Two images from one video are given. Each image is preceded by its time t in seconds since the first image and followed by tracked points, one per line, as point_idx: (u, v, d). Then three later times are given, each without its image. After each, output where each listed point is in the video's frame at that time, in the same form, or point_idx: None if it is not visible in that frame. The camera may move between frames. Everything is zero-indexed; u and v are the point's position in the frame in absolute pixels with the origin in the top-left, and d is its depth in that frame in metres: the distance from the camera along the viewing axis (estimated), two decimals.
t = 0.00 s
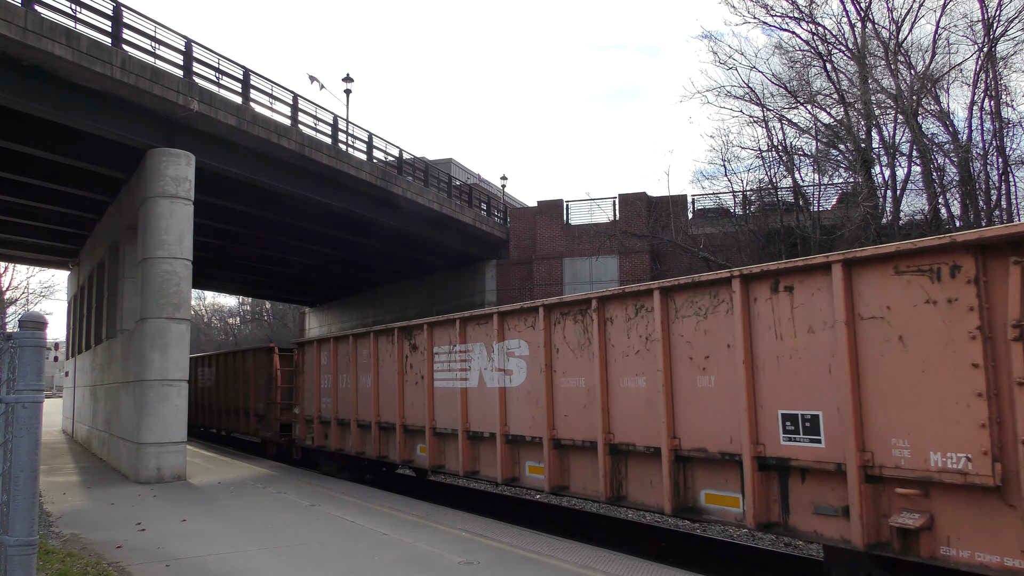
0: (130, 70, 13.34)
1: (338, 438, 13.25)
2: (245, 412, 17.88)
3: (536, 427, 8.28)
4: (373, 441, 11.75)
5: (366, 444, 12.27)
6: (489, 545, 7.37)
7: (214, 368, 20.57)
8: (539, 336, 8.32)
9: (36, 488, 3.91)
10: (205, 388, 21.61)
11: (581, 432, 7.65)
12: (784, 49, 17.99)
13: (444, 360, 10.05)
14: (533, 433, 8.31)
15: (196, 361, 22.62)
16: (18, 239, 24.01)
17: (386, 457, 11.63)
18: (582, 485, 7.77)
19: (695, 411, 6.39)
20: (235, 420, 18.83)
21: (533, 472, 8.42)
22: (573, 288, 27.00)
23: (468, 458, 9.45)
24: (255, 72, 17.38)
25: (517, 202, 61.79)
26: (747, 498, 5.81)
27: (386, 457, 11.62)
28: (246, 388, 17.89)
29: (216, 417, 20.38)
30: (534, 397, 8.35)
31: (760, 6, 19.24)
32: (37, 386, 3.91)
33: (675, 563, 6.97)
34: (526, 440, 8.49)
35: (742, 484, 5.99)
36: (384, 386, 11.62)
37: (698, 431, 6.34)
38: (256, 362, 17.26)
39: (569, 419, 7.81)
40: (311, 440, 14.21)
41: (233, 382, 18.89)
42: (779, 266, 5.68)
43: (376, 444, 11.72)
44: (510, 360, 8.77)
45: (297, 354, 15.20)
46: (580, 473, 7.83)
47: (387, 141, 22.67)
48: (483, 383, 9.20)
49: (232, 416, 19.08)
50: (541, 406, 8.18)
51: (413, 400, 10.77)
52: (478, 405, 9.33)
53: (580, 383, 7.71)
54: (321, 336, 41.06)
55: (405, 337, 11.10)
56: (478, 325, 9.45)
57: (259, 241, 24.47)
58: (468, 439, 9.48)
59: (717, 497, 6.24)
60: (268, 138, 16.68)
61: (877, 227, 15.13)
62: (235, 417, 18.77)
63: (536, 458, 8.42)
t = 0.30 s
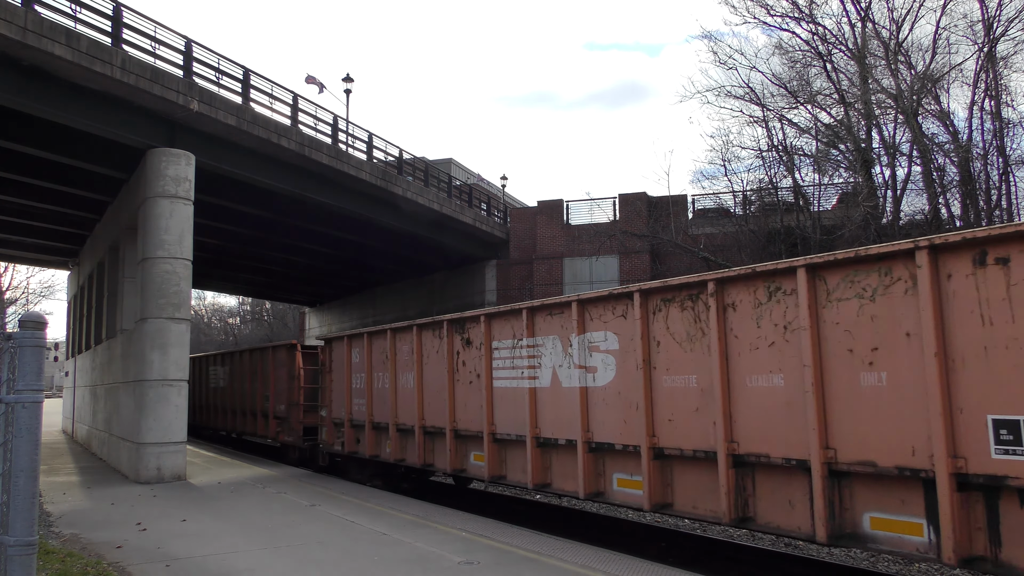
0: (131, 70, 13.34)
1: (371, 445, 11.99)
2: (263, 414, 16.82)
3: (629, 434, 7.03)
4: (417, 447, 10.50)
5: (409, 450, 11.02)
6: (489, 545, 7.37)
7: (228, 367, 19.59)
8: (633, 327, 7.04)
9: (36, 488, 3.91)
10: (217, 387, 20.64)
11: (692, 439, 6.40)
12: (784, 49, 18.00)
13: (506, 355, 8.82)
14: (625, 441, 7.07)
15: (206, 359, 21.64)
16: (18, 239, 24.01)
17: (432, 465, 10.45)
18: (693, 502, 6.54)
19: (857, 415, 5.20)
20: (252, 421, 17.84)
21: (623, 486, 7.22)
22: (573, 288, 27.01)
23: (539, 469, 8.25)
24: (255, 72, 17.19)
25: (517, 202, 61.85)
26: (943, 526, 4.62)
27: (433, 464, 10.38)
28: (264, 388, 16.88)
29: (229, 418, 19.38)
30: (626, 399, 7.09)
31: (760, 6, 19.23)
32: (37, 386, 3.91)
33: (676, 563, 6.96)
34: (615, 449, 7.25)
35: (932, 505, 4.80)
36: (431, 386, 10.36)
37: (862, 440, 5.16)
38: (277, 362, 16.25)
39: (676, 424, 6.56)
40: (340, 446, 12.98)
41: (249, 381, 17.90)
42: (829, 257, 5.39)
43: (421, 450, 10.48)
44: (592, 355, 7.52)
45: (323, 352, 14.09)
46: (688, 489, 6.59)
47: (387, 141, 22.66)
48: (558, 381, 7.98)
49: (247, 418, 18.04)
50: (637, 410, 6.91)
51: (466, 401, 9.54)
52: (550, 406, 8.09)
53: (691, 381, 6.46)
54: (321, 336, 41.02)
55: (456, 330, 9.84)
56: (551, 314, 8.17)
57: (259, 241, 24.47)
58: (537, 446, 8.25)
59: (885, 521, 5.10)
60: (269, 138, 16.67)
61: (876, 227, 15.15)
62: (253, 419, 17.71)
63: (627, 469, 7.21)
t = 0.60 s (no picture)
0: (131, 70, 13.33)
1: (415, 453, 10.70)
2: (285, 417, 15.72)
3: (760, 445, 5.76)
4: (473, 456, 9.26)
5: (462, 458, 9.80)
6: (489, 545, 7.37)
7: (243, 366, 18.54)
8: (765, 315, 5.80)
9: (36, 488, 3.90)
10: (231, 388, 19.59)
11: (850, 450, 5.18)
12: (784, 49, 18.00)
13: (588, 350, 7.54)
14: (757, 451, 5.78)
15: (220, 357, 20.60)
16: (18, 239, 24.00)
17: (490, 475, 9.24)
18: (850, 526, 5.31)
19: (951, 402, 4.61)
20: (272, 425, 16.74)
21: (749, 505, 5.98)
22: (573, 288, 27.01)
23: (632, 484, 6.98)
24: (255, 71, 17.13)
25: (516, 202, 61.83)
26: None
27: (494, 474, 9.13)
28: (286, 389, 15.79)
29: (246, 421, 18.30)
30: (755, 400, 5.82)
31: (760, 6, 19.20)
32: (37, 385, 3.91)
33: (676, 563, 6.96)
34: (738, 461, 6.01)
35: None
36: (489, 385, 9.11)
37: None
38: (301, 361, 15.12)
39: (829, 432, 5.31)
40: (377, 452, 11.73)
41: (268, 382, 16.81)
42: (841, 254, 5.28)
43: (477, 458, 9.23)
44: (707, 350, 6.26)
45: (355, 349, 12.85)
46: (845, 510, 5.34)
47: (387, 142, 22.65)
48: (658, 380, 6.72)
49: (267, 422, 16.92)
50: (774, 414, 5.65)
51: (535, 404, 8.29)
52: (647, 410, 6.82)
53: (852, 379, 5.20)
54: (321, 336, 40.99)
55: (521, 322, 8.58)
56: (650, 303, 6.88)
57: (259, 241, 24.48)
58: (630, 456, 6.99)
59: None
60: (268, 138, 16.67)
61: (876, 227, 15.16)
62: (272, 422, 16.62)
63: (752, 486, 5.95)
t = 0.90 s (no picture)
0: (131, 70, 13.33)
1: (469, 461, 9.49)
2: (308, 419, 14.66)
3: (959, 459, 4.58)
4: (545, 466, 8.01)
5: (528, 467, 8.58)
6: (489, 545, 7.36)
7: (259, 366, 17.41)
8: (967, 296, 4.64)
9: (36, 488, 3.91)
10: (244, 389, 18.49)
11: None
12: (784, 49, 18.00)
13: (701, 344, 6.33)
14: (953, 466, 4.60)
15: (230, 356, 19.50)
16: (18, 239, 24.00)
17: (567, 489, 7.99)
18: None
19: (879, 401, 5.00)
20: (294, 428, 15.68)
21: (934, 532, 4.82)
22: (573, 288, 27.02)
23: (766, 503, 5.77)
24: (255, 72, 17.09)
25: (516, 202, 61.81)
26: None
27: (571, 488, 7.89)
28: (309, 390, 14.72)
29: (262, 424, 17.20)
30: (949, 404, 4.66)
31: (760, 6, 19.20)
32: (37, 385, 3.90)
33: (677, 563, 6.95)
34: (920, 478, 4.82)
35: None
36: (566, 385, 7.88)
37: None
38: (326, 359, 14.06)
39: None
40: (421, 460, 10.52)
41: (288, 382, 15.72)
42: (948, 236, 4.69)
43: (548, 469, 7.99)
44: (875, 341, 5.08)
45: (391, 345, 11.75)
46: None
47: (386, 142, 22.62)
48: (803, 377, 5.53)
49: (287, 425, 15.84)
50: (979, 418, 4.49)
51: (628, 407, 7.05)
52: (787, 415, 5.63)
53: None
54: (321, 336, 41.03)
55: (609, 311, 7.37)
56: (790, 285, 5.68)
57: (259, 241, 24.49)
58: (761, 469, 5.77)
59: None
60: (269, 138, 16.66)
61: (876, 228, 15.18)
62: (294, 425, 15.56)
63: (939, 509, 4.79)
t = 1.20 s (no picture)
0: (131, 70, 13.33)
1: (539, 473, 8.33)
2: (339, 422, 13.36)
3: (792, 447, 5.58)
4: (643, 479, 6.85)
5: (617, 482, 7.39)
6: (488, 545, 7.37)
7: (281, 364, 16.12)
8: None
9: (36, 488, 3.91)
10: (264, 388, 17.26)
11: None
12: (784, 49, 17.99)
13: (867, 333, 5.20)
14: None
15: (249, 354, 18.32)
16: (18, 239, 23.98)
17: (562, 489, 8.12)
18: None
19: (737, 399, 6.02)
20: (322, 431, 14.42)
21: None
22: (574, 288, 27.02)
23: (967, 531, 4.58)
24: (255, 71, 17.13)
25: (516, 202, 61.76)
26: None
27: (674, 505, 6.74)
28: (341, 390, 13.41)
29: (284, 426, 15.92)
30: None
31: (760, 6, 19.19)
32: (37, 385, 3.90)
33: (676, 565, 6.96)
34: None
35: None
36: (669, 385, 6.72)
37: None
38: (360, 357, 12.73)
39: None
40: (476, 469, 9.41)
41: (317, 380, 14.41)
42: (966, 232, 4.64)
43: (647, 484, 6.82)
44: None
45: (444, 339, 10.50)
46: None
47: (386, 141, 22.60)
48: None
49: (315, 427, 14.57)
50: None
51: (756, 409, 5.91)
52: (993, 421, 4.47)
53: None
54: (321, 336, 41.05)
55: (731, 295, 6.22)
56: (859, 276, 5.29)
57: (259, 241, 24.50)
58: (831, 477, 5.32)
59: None
60: (268, 138, 16.66)
61: (876, 227, 15.18)
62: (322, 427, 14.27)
63: None
